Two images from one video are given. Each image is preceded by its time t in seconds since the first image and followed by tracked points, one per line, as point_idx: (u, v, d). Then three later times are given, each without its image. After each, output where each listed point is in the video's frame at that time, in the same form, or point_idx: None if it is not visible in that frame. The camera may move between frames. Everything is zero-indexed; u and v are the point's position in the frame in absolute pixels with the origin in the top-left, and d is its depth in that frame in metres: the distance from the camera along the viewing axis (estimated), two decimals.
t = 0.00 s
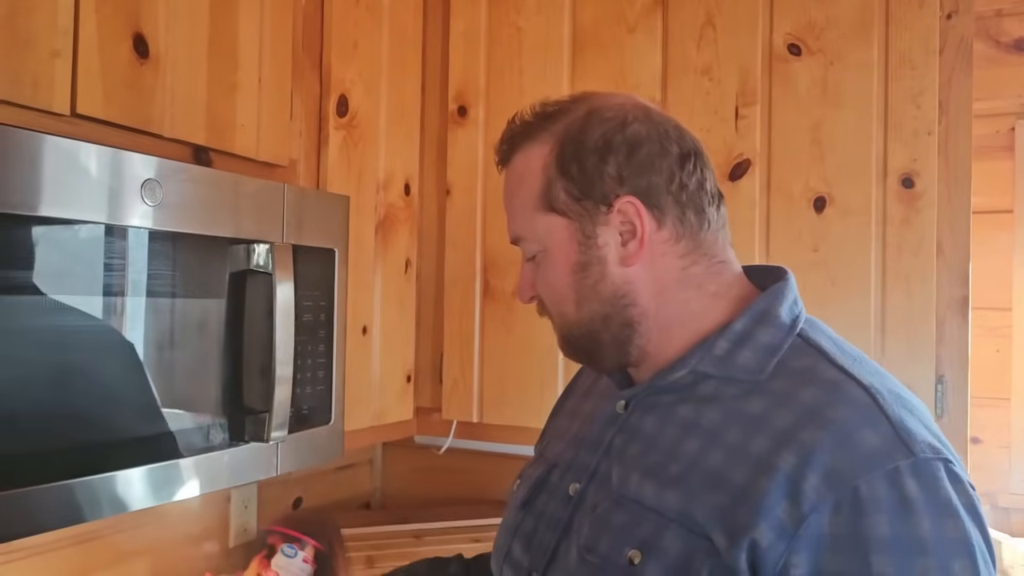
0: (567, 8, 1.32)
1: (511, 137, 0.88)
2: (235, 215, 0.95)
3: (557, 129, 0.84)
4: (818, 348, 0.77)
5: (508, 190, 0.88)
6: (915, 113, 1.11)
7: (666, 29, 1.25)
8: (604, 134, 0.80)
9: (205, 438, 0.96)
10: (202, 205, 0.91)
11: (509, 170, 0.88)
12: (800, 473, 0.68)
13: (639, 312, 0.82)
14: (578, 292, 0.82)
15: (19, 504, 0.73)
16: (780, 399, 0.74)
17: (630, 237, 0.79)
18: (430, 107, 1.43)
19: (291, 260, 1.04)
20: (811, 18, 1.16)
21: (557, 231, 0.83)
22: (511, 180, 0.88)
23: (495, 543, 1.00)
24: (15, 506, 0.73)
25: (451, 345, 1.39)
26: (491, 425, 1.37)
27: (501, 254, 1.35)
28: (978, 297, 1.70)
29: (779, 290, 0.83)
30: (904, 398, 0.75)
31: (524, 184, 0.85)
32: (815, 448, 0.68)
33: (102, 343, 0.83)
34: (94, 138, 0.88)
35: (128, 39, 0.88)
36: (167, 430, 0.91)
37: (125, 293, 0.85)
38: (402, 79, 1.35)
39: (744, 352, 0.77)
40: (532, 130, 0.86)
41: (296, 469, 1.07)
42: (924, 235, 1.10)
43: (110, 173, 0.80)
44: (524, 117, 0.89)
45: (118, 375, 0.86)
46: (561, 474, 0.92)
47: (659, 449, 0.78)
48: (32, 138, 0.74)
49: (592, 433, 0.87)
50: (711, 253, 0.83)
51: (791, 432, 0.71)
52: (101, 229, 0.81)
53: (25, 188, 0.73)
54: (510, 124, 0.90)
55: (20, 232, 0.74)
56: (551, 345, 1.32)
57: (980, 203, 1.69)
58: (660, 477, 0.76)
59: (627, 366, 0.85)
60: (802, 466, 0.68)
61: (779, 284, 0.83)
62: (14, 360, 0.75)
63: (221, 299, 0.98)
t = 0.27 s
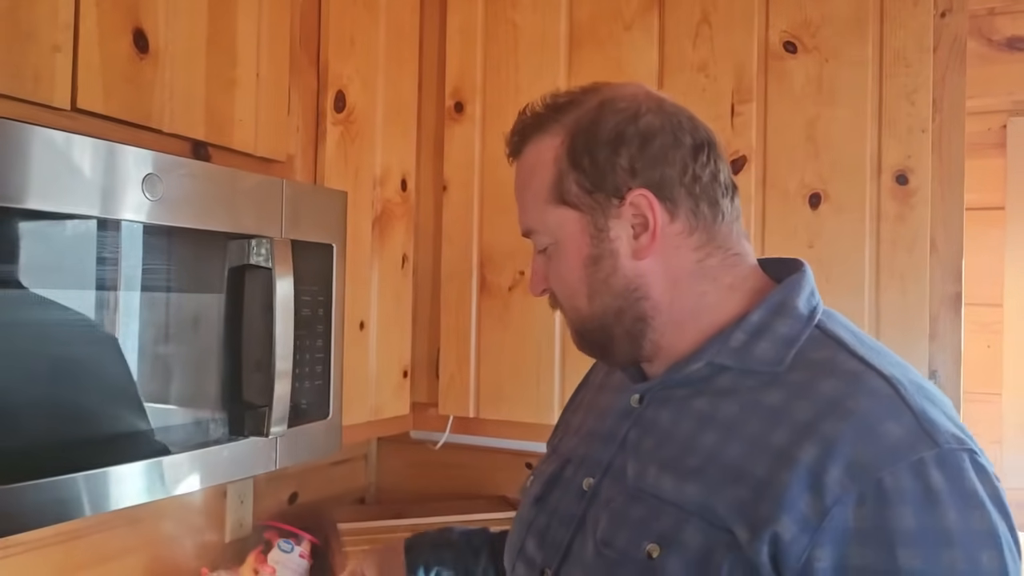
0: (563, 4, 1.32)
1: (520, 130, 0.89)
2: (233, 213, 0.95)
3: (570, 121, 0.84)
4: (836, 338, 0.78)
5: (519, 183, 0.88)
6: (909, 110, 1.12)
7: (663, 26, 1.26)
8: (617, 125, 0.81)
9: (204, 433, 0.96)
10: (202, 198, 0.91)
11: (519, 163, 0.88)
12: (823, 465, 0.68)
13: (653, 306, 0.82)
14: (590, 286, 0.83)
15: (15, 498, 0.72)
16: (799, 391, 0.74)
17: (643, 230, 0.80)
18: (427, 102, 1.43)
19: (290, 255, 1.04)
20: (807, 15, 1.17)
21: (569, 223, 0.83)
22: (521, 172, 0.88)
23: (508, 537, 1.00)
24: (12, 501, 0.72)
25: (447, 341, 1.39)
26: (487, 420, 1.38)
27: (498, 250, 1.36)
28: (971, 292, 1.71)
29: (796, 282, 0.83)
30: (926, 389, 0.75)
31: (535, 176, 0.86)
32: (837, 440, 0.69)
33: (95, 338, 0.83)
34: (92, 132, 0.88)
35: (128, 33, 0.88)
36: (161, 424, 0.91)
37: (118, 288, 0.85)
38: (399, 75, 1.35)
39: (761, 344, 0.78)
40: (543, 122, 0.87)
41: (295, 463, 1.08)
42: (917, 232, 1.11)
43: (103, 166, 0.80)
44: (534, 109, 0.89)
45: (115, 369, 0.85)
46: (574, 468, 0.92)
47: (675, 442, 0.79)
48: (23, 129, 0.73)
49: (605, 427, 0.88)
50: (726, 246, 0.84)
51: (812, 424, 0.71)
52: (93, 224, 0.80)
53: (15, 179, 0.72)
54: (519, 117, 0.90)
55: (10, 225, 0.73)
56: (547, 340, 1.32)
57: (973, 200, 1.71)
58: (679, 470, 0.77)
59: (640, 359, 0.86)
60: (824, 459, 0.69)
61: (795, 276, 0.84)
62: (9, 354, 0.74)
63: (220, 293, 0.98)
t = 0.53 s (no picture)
0: None
1: (539, 107, 0.89)
2: (228, 207, 0.96)
3: (589, 101, 0.85)
4: (861, 324, 0.78)
5: (534, 160, 0.89)
6: (899, 106, 1.13)
7: (655, 21, 1.26)
8: (637, 109, 0.81)
9: (201, 427, 0.96)
10: (198, 190, 0.92)
11: (536, 140, 0.89)
12: (858, 452, 0.68)
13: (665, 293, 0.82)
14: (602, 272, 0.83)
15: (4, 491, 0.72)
16: (826, 376, 0.74)
17: (659, 217, 0.81)
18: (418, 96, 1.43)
19: (285, 249, 1.04)
20: (798, 11, 1.18)
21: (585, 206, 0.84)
22: (537, 151, 0.88)
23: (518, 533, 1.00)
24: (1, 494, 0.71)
25: (439, 335, 1.39)
26: (480, 414, 1.38)
27: (491, 243, 1.36)
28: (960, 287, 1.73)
29: (818, 268, 0.84)
30: (956, 374, 0.75)
31: (552, 156, 0.86)
32: (872, 426, 0.69)
33: (85, 330, 0.82)
34: (86, 124, 0.88)
35: (123, 25, 0.88)
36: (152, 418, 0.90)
37: (107, 281, 0.84)
38: (391, 70, 1.35)
39: (785, 331, 0.78)
40: (561, 102, 0.87)
41: (289, 456, 1.08)
42: (907, 227, 1.13)
43: (89, 157, 0.79)
44: (553, 88, 0.90)
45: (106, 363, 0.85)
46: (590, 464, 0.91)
47: (700, 433, 0.79)
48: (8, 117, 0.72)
49: (622, 420, 0.88)
50: (745, 234, 0.84)
51: (842, 411, 0.71)
52: (81, 216, 0.80)
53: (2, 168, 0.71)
54: (538, 95, 0.90)
55: None
56: (539, 334, 1.33)
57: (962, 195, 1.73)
58: (705, 461, 0.77)
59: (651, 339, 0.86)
60: (859, 445, 0.68)
61: (817, 262, 0.84)
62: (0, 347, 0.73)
63: (215, 286, 0.98)
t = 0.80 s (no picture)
0: None
1: (533, 96, 0.89)
2: (211, 201, 0.95)
3: (585, 91, 0.85)
4: (860, 317, 0.79)
5: (528, 149, 0.89)
6: (877, 103, 1.15)
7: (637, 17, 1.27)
8: (634, 101, 0.81)
9: (182, 421, 0.96)
10: (178, 183, 0.91)
11: (530, 129, 0.89)
12: (866, 446, 0.69)
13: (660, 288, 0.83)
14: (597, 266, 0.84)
15: None
16: (830, 370, 0.75)
17: (654, 211, 0.81)
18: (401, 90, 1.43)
19: (267, 242, 1.04)
20: (778, 9, 1.19)
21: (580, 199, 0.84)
22: (531, 140, 0.89)
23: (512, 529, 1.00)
24: None
25: (422, 329, 1.40)
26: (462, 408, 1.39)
27: (473, 238, 1.36)
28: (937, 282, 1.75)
29: (817, 261, 0.85)
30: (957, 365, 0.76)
31: (546, 146, 0.87)
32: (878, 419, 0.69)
33: (63, 323, 0.82)
34: (66, 116, 0.87)
35: (103, 16, 0.87)
36: (132, 412, 0.89)
37: (85, 274, 0.84)
38: (373, 63, 1.35)
39: (786, 325, 0.79)
40: (557, 91, 0.87)
41: (272, 450, 1.08)
42: (883, 223, 1.15)
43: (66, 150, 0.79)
44: (547, 77, 0.90)
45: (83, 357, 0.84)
46: (586, 462, 0.91)
47: (700, 428, 0.79)
48: None
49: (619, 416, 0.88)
50: (744, 228, 0.85)
51: (848, 404, 0.72)
52: (57, 209, 0.79)
53: None
54: (531, 84, 0.90)
55: None
56: (521, 328, 1.33)
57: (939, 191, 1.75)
58: (708, 457, 0.77)
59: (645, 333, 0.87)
60: (865, 439, 0.69)
61: (815, 254, 0.85)
62: None
63: (196, 280, 0.98)
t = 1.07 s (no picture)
0: None
1: (517, 87, 0.90)
2: (191, 192, 0.96)
3: (570, 83, 0.86)
4: (841, 309, 0.81)
5: (512, 140, 0.90)
6: (852, 97, 1.16)
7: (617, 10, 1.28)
8: (617, 95, 0.83)
9: (162, 412, 0.96)
10: (157, 173, 0.91)
11: (514, 120, 0.90)
12: (845, 436, 0.70)
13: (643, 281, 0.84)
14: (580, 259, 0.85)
15: None
16: (812, 362, 0.76)
17: (637, 204, 0.82)
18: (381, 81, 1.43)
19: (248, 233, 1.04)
20: (756, 4, 1.20)
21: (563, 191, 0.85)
22: (515, 131, 0.90)
23: (495, 519, 1.01)
24: None
25: (403, 320, 1.40)
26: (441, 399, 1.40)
27: (453, 229, 1.37)
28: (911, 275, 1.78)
29: (797, 254, 0.86)
30: (935, 356, 0.78)
31: (529, 138, 0.88)
32: (858, 410, 0.71)
33: (41, 312, 0.82)
34: (44, 105, 0.87)
35: (82, 6, 0.87)
36: (111, 402, 0.90)
37: (62, 264, 0.83)
38: (354, 54, 1.35)
39: (767, 316, 0.81)
40: (541, 82, 0.88)
41: (252, 440, 1.08)
42: (857, 216, 1.16)
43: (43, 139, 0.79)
44: (532, 67, 0.91)
45: (60, 347, 0.84)
46: (569, 453, 0.92)
47: (684, 420, 0.81)
48: None
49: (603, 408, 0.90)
50: (726, 221, 0.86)
51: (829, 396, 0.73)
52: (34, 198, 0.79)
53: None
54: (516, 75, 0.91)
55: None
56: (501, 319, 1.34)
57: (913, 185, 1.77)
58: (692, 449, 0.79)
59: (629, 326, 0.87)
60: (846, 430, 0.70)
61: (795, 246, 0.87)
62: None
63: (177, 270, 0.98)
